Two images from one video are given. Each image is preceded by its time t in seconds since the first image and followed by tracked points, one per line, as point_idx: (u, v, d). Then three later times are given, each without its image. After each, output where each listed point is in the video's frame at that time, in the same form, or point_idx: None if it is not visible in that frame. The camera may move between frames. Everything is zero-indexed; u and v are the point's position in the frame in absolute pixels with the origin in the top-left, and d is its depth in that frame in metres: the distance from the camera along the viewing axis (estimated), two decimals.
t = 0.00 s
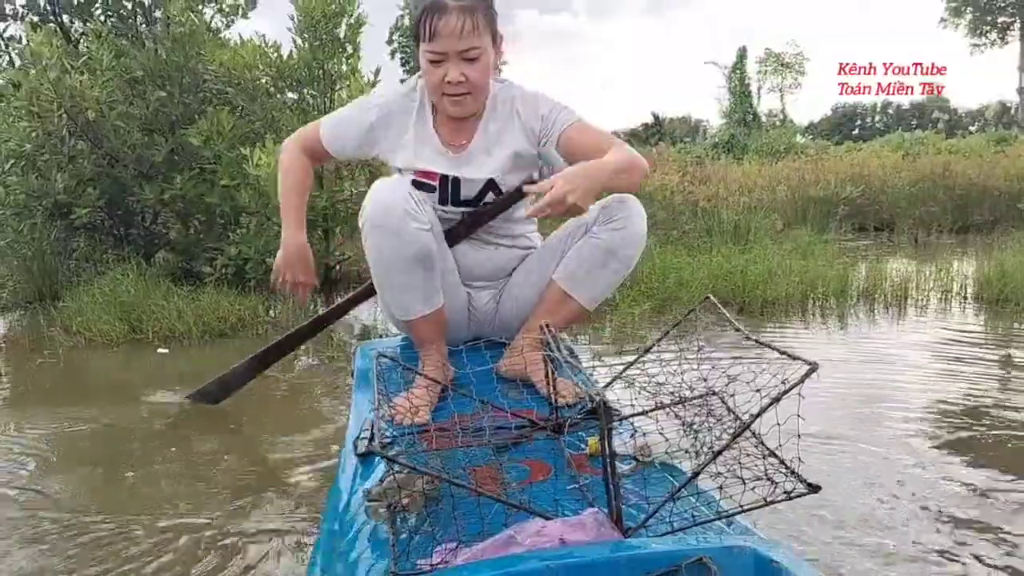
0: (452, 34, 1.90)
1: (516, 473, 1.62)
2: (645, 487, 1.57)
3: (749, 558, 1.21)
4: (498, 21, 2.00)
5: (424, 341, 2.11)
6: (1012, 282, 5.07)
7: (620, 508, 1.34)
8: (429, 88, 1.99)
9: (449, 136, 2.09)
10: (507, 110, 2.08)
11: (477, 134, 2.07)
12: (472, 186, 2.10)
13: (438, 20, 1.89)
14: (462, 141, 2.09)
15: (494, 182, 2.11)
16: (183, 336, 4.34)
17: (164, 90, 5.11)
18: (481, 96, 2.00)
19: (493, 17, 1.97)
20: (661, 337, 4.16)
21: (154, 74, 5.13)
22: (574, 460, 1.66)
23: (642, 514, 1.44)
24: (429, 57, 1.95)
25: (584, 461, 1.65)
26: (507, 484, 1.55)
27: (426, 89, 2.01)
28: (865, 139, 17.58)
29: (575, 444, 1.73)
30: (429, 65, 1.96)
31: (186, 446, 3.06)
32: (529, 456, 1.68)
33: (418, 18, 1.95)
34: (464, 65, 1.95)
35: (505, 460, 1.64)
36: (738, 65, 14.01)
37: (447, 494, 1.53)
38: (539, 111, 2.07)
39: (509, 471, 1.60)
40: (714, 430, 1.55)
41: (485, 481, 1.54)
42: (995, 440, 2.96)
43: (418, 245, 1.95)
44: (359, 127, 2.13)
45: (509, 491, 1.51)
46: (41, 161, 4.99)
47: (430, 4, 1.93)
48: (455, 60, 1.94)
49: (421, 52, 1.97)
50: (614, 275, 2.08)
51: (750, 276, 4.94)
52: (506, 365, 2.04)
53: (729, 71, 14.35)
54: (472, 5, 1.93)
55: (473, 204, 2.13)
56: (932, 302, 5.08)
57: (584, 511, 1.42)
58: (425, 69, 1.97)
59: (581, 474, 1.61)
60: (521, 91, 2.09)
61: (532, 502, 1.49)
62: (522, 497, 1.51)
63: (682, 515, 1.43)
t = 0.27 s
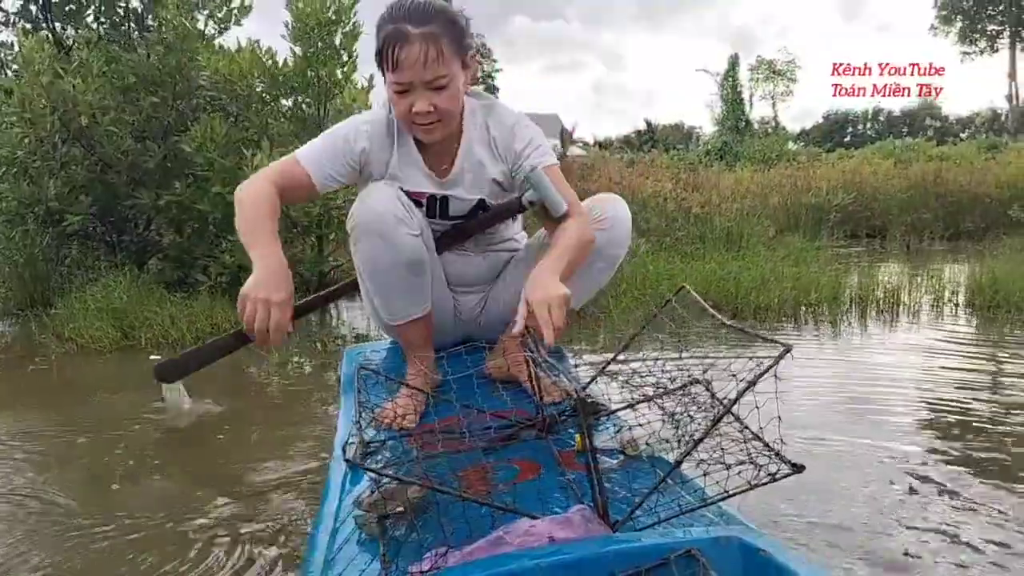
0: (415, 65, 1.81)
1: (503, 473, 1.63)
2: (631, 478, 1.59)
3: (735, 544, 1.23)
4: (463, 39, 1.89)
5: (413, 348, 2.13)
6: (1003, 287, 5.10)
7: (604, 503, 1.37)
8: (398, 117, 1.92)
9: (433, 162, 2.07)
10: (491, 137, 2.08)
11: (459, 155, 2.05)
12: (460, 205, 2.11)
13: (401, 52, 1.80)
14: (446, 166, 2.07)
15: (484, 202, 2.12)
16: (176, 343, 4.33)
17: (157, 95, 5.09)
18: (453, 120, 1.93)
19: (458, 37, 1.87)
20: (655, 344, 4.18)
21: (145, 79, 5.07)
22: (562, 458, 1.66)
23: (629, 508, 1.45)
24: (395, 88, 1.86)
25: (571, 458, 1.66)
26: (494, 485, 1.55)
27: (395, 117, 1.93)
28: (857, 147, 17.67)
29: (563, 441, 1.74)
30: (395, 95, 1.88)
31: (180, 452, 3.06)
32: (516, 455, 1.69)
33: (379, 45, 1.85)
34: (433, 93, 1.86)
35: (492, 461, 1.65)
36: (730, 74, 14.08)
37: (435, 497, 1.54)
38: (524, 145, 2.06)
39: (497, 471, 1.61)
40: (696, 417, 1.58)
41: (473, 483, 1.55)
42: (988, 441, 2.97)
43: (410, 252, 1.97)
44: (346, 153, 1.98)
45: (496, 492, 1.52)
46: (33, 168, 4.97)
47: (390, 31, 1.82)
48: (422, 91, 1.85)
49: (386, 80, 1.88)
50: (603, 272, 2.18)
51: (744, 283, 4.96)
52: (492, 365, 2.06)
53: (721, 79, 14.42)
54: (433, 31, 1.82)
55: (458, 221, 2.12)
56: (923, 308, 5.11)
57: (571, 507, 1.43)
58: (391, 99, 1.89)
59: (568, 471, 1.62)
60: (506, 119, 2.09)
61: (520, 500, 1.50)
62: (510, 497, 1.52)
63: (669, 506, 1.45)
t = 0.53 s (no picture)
0: (409, 90, 1.80)
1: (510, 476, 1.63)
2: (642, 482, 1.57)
3: (742, 545, 1.22)
4: (457, 57, 1.88)
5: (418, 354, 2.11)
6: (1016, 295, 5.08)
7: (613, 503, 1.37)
8: (396, 137, 1.92)
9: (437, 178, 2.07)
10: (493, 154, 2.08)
11: (463, 173, 2.05)
12: (465, 221, 2.10)
13: (394, 78, 1.79)
14: (449, 185, 2.07)
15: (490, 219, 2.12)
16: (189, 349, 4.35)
17: (172, 102, 5.13)
18: (452, 139, 1.93)
19: (451, 57, 1.86)
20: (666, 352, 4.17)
21: (160, 87, 5.16)
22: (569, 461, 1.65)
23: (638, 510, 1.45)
24: (391, 112, 1.86)
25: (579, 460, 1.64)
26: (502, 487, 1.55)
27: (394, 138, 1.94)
28: (867, 155, 17.63)
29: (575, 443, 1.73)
30: (392, 119, 1.88)
31: (194, 457, 3.07)
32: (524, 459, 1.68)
33: (374, 70, 1.85)
34: (431, 115, 1.86)
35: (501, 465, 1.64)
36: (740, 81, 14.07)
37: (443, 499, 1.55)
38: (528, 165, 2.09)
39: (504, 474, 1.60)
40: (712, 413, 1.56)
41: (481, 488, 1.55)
42: (1002, 450, 2.96)
43: (418, 262, 1.98)
44: (367, 177, 1.96)
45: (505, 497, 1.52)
46: (48, 174, 4.99)
47: (383, 56, 1.82)
48: (418, 113, 1.85)
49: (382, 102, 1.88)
50: (605, 275, 2.16)
51: (755, 291, 4.95)
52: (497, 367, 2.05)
53: (731, 86, 14.42)
54: (426, 53, 1.81)
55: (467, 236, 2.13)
56: (936, 317, 5.08)
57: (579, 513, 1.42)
58: (388, 122, 1.89)
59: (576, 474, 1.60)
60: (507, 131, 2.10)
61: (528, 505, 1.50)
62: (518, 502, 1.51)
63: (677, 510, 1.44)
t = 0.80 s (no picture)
0: (432, 91, 1.84)
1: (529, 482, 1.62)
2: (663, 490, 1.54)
3: (767, 564, 1.20)
4: (480, 64, 1.92)
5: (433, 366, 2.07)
6: None
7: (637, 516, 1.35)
8: (417, 141, 1.95)
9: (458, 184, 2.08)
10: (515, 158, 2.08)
11: (485, 178, 2.06)
12: (486, 227, 2.10)
13: (415, 81, 1.83)
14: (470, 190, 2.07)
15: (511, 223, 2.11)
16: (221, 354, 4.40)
17: (206, 110, 5.24)
18: (472, 145, 1.96)
19: (475, 63, 1.90)
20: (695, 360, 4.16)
21: (195, 94, 5.25)
22: (589, 473, 1.62)
23: (658, 521, 1.42)
24: (414, 115, 1.89)
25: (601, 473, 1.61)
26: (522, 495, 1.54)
27: (415, 143, 1.97)
28: (899, 160, 17.45)
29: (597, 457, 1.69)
30: (414, 123, 1.92)
31: (226, 459, 3.11)
32: (545, 468, 1.65)
33: (398, 74, 1.89)
34: (451, 118, 1.89)
35: (520, 477, 1.62)
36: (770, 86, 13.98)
37: (461, 507, 1.53)
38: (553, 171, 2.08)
39: (523, 486, 1.58)
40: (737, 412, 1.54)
41: (499, 499, 1.53)
42: None
43: (438, 269, 2.02)
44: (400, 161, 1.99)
45: (522, 506, 1.49)
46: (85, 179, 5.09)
47: (407, 59, 1.86)
48: (440, 116, 1.88)
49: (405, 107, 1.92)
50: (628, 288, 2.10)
51: (785, 298, 4.92)
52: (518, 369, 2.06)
53: (761, 91, 14.33)
54: (450, 57, 1.85)
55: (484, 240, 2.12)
56: (969, 325, 5.02)
57: (598, 523, 1.39)
58: (410, 125, 1.92)
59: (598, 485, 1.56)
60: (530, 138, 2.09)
61: (545, 511, 1.47)
62: (535, 509, 1.48)
63: (699, 523, 1.41)
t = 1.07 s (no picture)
0: (464, 86, 1.87)
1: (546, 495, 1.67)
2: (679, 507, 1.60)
3: None
4: (511, 63, 1.95)
5: (464, 379, 2.14)
6: None
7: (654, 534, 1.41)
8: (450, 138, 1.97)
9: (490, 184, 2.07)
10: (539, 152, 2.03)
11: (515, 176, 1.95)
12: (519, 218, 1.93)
13: (450, 74, 1.87)
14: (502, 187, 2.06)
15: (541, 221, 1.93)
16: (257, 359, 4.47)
17: (243, 118, 5.32)
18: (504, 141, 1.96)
19: (508, 64, 1.93)
20: (727, 368, 4.15)
21: (232, 102, 5.35)
22: (606, 488, 1.68)
23: (671, 535, 1.48)
24: (446, 111, 1.92)
25: (617, 489, 1.67)
26: (540, 508, 1.60)
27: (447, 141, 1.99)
28: (938, 161, 17.18)
29: (613, 474, 1.76)
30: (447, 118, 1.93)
31: (261, 463, 3.17)
32: (562, 484, 1.70)
33: (431, 72, 1.93)
34: (483, 114, 1.90)
35: (538, 491, 1.68)
36: (806, 87, 13.85)
37: (480, 518, 1.58)
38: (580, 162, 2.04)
39: (541, 499, 1.63)
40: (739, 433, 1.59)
41: (518, 511, 1.58)
42: None
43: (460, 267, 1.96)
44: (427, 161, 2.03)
45: (541, 520, 1.55)
46: (125, 187, 5.19)
47: (440, 57, 1.90)
48: (471, 111, 1.90)
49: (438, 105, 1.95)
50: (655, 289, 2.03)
51: (819, 304, 4.87)
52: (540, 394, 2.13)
53: (796, 92, 14.21)
54: (482, 54, 1.89)
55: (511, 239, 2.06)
56: (1009, 331, 4.94)
57: (617, 540, 1.45)
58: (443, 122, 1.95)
59: (615, 501, 1.62)
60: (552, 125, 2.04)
61: (564, 524, 1.52)
62: (554, 523, 1.53)
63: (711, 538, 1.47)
